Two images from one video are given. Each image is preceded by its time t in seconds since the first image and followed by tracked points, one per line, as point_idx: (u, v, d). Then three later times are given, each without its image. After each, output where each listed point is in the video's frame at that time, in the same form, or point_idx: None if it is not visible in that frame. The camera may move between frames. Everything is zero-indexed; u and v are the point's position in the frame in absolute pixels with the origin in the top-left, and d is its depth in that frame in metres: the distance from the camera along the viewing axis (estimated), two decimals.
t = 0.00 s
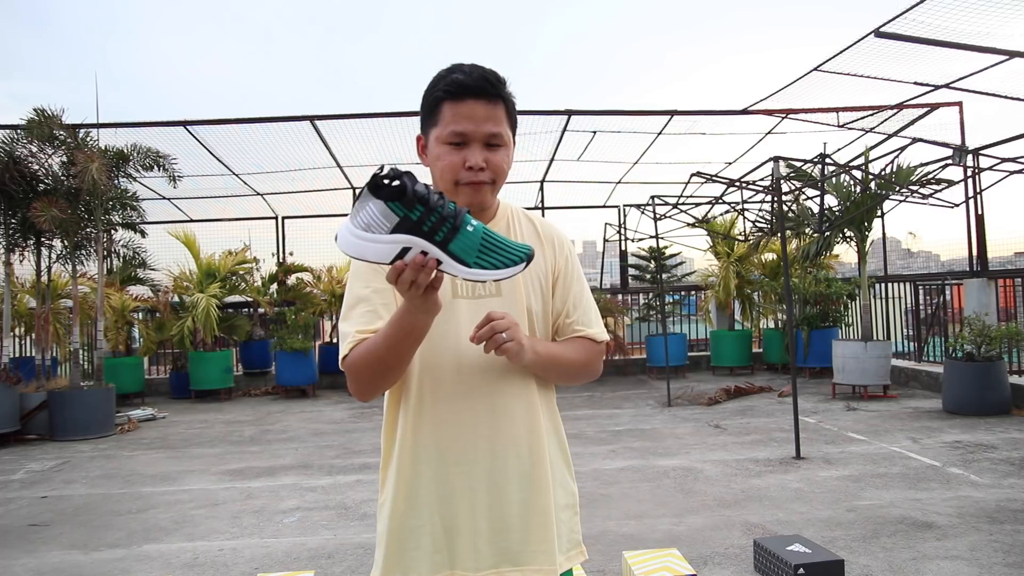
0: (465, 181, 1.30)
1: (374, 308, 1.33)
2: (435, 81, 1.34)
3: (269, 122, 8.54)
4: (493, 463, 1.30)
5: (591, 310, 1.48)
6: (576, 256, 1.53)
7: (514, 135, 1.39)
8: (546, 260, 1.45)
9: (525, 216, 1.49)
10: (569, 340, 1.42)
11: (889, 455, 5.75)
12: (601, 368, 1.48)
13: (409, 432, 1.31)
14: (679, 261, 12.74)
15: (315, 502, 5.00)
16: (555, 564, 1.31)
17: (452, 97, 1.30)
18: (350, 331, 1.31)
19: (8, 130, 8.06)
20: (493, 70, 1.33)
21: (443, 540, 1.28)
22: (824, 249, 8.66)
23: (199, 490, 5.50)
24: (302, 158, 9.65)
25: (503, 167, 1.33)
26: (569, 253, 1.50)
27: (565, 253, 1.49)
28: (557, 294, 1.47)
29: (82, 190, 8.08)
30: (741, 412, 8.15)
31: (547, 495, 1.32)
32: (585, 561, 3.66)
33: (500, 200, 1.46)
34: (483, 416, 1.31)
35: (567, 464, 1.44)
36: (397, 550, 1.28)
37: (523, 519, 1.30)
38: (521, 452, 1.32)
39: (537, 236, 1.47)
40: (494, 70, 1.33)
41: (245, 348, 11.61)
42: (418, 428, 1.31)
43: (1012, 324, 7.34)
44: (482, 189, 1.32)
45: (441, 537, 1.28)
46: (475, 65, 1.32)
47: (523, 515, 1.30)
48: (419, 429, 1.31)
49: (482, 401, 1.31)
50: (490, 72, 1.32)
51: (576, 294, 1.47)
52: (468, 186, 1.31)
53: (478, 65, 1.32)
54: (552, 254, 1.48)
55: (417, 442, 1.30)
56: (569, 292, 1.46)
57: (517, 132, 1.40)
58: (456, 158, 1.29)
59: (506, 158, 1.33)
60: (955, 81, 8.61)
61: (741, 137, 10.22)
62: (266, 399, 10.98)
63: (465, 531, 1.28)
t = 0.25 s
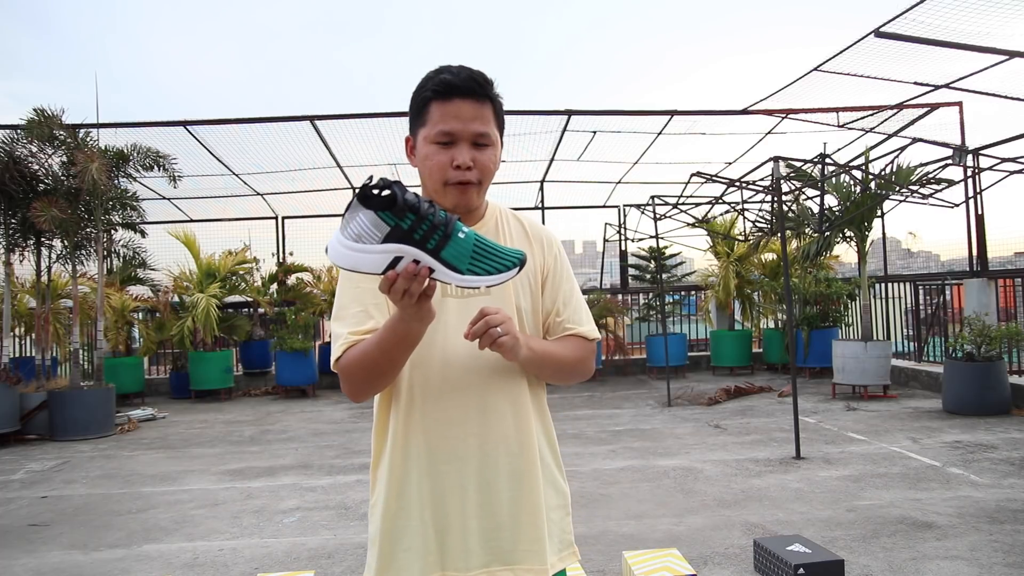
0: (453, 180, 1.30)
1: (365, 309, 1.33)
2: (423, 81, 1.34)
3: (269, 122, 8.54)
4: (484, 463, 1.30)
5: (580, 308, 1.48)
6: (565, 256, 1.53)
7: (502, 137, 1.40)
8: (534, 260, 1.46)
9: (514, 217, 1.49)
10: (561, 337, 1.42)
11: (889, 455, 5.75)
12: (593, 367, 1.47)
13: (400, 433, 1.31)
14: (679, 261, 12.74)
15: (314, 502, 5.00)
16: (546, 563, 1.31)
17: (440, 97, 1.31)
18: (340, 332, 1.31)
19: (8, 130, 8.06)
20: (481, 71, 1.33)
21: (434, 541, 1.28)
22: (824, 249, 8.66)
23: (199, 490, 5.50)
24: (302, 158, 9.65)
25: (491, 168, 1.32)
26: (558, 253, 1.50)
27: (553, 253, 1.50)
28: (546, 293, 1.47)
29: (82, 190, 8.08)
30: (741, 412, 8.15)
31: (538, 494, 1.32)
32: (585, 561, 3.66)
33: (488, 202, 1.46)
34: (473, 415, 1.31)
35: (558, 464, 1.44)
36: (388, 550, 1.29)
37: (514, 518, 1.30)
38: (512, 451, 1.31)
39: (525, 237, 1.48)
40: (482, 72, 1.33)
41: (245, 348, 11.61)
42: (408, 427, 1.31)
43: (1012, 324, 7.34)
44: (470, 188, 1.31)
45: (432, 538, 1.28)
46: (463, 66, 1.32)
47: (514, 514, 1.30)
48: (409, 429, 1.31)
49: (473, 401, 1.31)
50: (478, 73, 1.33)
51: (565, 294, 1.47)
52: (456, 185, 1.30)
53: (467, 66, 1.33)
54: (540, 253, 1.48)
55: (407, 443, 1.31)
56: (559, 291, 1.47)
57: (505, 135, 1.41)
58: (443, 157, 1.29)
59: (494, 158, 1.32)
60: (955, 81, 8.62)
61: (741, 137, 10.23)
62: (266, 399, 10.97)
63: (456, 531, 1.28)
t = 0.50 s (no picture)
0: (442, 178, 1.30)
1: (356, 309, 1.33)
2: (411, 82, 1.34)
3: (269, 122, 8.54)
4: (474, 463, 1.30)
5: (570, 307, 1.48)
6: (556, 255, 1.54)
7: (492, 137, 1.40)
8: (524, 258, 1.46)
9: (504, 217, 1.50)
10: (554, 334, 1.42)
11: (889, 455, 5.75)
12: (584, 367, 1.47)
13: (389, 434, 1.31)
14: (679, 261, 12.75)
15: (314, 502, 5.00)
16: (539, 563, 1.31)
17: (429, 96, 1.31)
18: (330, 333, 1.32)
19: (8, 130, 8.07)
20: (470, 71, 1.33)
21: (425, 542, 1.29)
22: (824, 249, 8.66)
23: (199, 490, 5.50)
24: (302, 158, 9.65)
25: (480, 167, 1.33)
26: (549, 252, 1.51)
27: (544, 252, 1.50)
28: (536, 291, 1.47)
29: (82, 190, 8.08)
30: (741, 412, 8.15)
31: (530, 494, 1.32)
32: (585, 560, 3.66)
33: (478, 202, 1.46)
34: (464, 416, 1.31)
35: (551, 464, 1.44)
36: (378, 550, 1.29)
37: (505, 519, 1.30)
38: (503, 452, 1.32)
39: (514, 235, 1.48)
40: (471, 72, 1.33)
41: (245, 348, 11.62)
42: (398, 427, 1.31)
43: (1012, 324, 7.34)
44: (460, 188, 1.31)
45: (422, 539, 1.28)
46: (452, 66, 1.33)
47: (505, 514, 1.30)
48: (399, 429, 1.31)
49: (463, 401, 1.31)
50: (467, 73, 1.33)
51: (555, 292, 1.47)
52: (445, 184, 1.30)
53: (455, 66, 1.33)
54: (531, 252, 1.48)
55: (397, 444, 1.31)
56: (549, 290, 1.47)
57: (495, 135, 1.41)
58: (432, 156, 1.29)
59: (482, 156, 1.33)
60: (955, 81, 8.63)
61: (741, 137, 10.23)
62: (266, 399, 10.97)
63: (447, 532, 1.28)
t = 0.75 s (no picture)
0: (434, 166, 1.29)
1: (347, 310, 1.32)
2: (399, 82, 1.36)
3: (269, 122, 8.54)
4: (468, 464, 1.30)
5: (564, 308, 1.47)
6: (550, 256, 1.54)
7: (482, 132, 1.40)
8: (517, 259, 1.46)
9: (496, 217, 1.49)
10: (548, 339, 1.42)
11: (889, 455, 5.75)
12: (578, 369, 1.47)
13: (384, 436, 1.31)
14: (679, 261, 12.75)
15: (314, 502, 5.00)
16: (533, 565, 1.32)
17: (417, 90, 1.32)
18: (320, 335, 1.30)
19: (8, 131, 8.07)
20: (456, 66, 1.35)
21: (419, 543, 1.28)
22: (824, 249, 8.66)
23: (199, 490, 5.50)
24: (301, 158, 9.65)
25: (472, 155, 1.32)
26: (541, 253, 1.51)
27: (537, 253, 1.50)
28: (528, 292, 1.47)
29: (82, 190, 8.08)
30: (741, 412, 8.15)
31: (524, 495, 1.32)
32: (585, 560, 3.66)
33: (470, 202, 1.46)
34: (458, 418, 1.31)
35: (545, 466, 1.44)
36: (373, 551, 1.29)
37: (500, 520, 1.30)
38: (497, 454, 1.32)
39: (507, 235, 1.48)
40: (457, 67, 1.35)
41: (245, 348, 11.62)
42: (393, 429, 1.31)
43: (1012, 324, 7.34)
44: (452, 174, 1.30)
45: (417, 540, 1.28)
46: (438, 62, 1.35)
47: (500, 516, 1.30)
48: (394, 430, 1.31)
49: (457, 403, 1.31)
50: (453, 68, 1.35)
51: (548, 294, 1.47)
52: (438, 171, 1.29)
53: (441, 63, 1.35)
54: (524, 254, 1.48)
55: (392, 444, 1.31)
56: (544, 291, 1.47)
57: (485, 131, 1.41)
58: (423, 145, 1.29)
59: (474, 144, 1.32)
60: (955, 81, 8.62)
61: (741, 137, 10.23)
62: (266, 399, 10.96)
63: (441, 533, 1.28)
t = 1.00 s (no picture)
0: (423, 160, 1.28)
1: (342, 317, 1.31)
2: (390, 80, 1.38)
3: (269, 122, 8.53)
4: (465, 467, 1.31)
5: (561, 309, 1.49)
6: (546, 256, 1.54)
7: (475, 130, 1.40)
8: (515, 259, 1.46)
9: (493, 214, 1.49)
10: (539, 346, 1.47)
11: (889, 455, 5.75)
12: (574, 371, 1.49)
13: (380, 439, 1.31)
14: (679, 261, 12.75)
15: (314, 502, 5.00)
16: (530, 567, 1.32)
17: (406, 86, 1.33)
18: (315, 343, 1.29)
19: (8, 131, 8.07)
20: (447, 64, 1.37)
21: (417, 547, 1.28)
22: (824, 249, 8.66)
23: (199, 490, 5.50)
24: (302, 158, 9.65)
25: (463, 149, 1.31)
26: (537, 254, 1.51)
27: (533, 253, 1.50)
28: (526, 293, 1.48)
29: (82, 190, 8.07)
30: (741, 412, 8.15)
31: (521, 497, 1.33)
32: (585, 561, 3.66)
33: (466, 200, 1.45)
34: (454, 420, 1.31)
35: (542, 468, 1.45)
36: (370, 554, 1.29)
37: (497, 522, 1.31)
38: (494, 455, 1.33)
39: (505, 234, 1.48)
40: (448, 64, 1.37)
41: (245, 348, 11.62)
42: (389, 432, 1.31)
43: (1012, 324, 7.34)
44: (442, 167, 1.29)
45: (414, 544, 1.28)
46: (428, 60, 1.36)
47: (496, 518, 1.31)
48: (391, 433, 1.31)
49: (454, 406, 1.31)
50: (444, 65, 1.36)
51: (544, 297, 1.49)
52: (427, 164, 1.28)
53: (431, 61, 1.37)
54: (521, 254, 1.48)
55: (389, 448, 1.31)
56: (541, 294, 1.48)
57: (478, 129, 1.41)
58: (412, 139, 1.29)
59: (464, 138, 1.31)
60: (955, 81, 8.62)
61: (741, 137, 10.23)
62: (266, 399, 10.96)
63: (439, 537, 1.28)
